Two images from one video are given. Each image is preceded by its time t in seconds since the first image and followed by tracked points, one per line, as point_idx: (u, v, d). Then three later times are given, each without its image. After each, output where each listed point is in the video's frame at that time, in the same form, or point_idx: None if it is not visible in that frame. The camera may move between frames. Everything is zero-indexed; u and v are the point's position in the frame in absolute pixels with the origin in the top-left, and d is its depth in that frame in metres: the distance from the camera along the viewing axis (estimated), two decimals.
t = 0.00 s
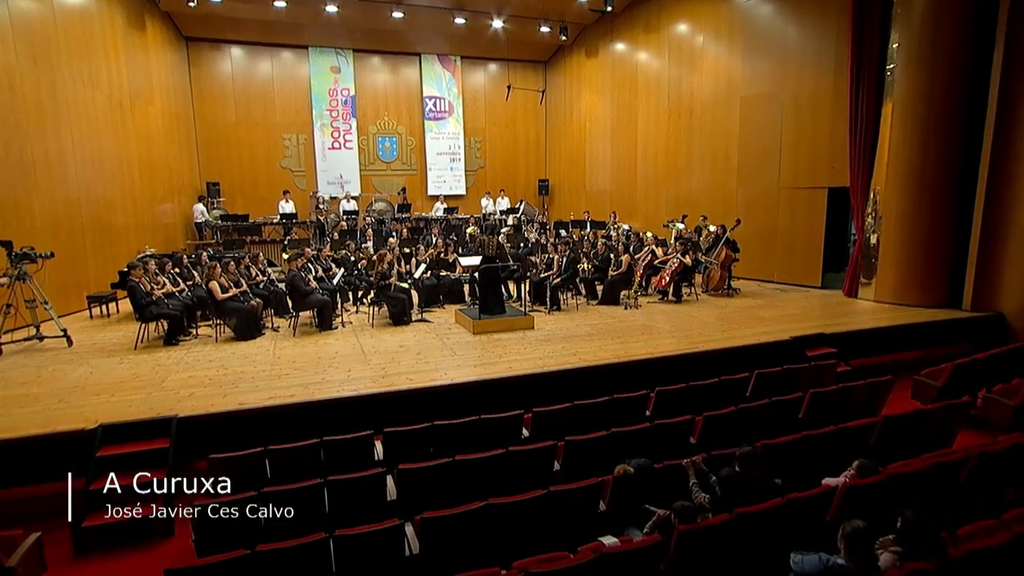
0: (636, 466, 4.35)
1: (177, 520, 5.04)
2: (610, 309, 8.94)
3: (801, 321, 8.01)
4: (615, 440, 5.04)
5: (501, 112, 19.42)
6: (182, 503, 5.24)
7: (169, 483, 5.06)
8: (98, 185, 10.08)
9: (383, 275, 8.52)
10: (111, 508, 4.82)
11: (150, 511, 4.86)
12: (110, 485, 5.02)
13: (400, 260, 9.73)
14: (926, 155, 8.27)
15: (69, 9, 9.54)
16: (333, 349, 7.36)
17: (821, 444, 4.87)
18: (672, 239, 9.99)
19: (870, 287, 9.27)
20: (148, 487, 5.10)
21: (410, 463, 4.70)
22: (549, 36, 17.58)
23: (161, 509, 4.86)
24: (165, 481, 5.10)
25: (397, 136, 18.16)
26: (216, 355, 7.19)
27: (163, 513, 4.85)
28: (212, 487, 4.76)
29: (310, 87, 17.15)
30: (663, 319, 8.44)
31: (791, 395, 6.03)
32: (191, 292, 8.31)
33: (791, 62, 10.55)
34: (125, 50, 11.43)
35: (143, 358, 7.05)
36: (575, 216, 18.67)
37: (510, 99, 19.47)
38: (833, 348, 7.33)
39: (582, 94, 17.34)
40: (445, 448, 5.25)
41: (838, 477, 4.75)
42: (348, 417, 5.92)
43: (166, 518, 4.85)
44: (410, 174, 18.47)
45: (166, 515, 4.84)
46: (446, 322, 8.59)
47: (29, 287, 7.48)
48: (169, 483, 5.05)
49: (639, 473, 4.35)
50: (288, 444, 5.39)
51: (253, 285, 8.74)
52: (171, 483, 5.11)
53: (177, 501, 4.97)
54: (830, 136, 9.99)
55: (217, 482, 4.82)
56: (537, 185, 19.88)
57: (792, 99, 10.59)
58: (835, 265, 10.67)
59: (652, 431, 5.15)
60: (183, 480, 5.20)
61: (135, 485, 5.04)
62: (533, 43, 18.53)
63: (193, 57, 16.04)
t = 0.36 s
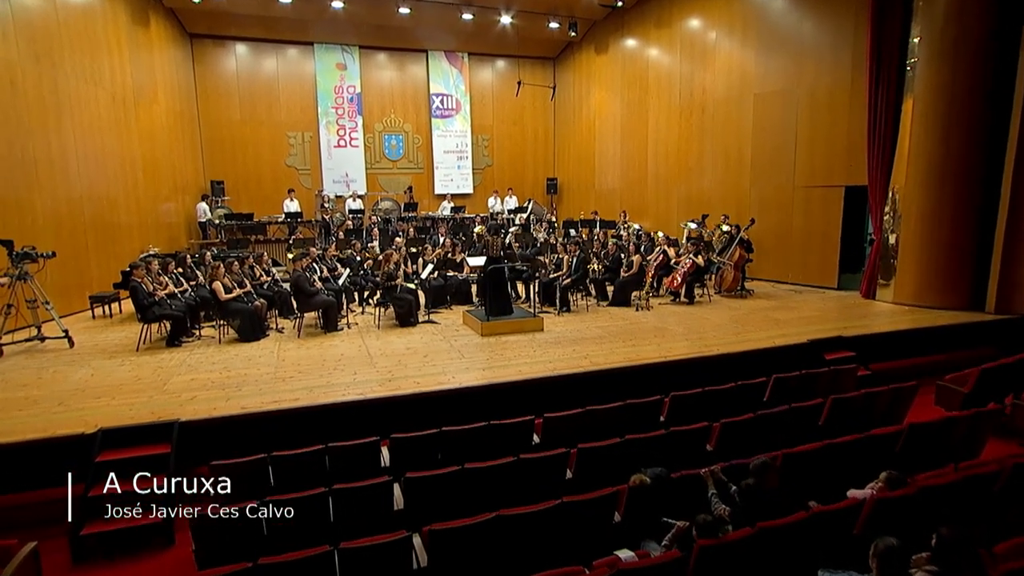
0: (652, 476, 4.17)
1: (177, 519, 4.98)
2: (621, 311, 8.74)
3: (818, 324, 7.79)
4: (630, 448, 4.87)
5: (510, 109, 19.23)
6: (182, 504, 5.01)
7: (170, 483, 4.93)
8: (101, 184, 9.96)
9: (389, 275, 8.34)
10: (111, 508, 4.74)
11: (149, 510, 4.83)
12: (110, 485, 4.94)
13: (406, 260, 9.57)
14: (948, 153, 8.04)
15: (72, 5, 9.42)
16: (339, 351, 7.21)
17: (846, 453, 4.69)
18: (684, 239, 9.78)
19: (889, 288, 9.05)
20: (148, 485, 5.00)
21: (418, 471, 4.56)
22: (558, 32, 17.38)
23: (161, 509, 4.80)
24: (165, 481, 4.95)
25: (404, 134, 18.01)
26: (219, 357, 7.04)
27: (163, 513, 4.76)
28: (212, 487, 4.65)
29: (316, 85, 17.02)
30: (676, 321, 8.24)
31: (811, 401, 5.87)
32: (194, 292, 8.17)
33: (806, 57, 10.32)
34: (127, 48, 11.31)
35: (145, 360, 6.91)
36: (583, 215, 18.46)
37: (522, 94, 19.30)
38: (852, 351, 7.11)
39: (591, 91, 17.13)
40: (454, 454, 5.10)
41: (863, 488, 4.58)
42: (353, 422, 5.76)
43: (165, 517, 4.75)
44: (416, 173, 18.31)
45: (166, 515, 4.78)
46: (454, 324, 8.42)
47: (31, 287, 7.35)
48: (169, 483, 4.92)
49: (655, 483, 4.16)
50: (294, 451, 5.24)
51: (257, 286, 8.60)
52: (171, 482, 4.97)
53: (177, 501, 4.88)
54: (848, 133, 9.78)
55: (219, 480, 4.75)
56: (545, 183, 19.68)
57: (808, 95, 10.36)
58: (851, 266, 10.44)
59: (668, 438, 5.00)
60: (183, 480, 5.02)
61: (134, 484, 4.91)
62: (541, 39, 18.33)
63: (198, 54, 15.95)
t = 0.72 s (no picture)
0: (672, 486, 4.03)
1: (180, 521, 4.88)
2: (635, 312, 8.56)
3: (839, 327, 7.58)
4: (649, 457, 4.74)
5: (521, 107, 19.05)
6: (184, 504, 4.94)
7: (169, 482, 4.84)
8: (109, 183, 9.90)
9: (399, 276, 8.21)
10: (112, 508, 4.66)
11: (150, 510, 4.75)
12: (110, 486, 4.85)
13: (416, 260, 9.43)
14: (976, 151, 7.79)
15: (81, 3, 9.36)
16: (348, 353, 7.08)
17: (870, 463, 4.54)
18: (699, 239, 9.58)
19: (911, 291, 8.82)
20: (148, 485, 4.92)
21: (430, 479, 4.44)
22: (571, 28, 17.20)
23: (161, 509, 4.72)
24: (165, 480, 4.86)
25: (413, 132, 17.90)
26: (226, 358, 6.93)
27: (163, 513, 4.65)
28: (212, 486, 4.68)
29: (325, 82, 16.93)
30: (691, 323, 8.05)
31: (833, 408, 5.72)
32: (202, 292, 8.06)
33: (827, 53, 10.10)
34: (136, 46, 11.25)
35: (152, 361, 6.82)
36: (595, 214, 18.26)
37: (533, 92, 19.12)
38: (875, 356, 6.90)
39: (603, 88, 16.93)
40: (466, 462, 4.97)
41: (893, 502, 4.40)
42: (362, 426, 5.62)
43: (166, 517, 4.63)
44: (426, 171, 18.19)
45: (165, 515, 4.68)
46: (465, 325, 8.27)
47: (37, 287, 7.27)
48: (170, 483, 4.80)
49: (675, 494, 4.03)
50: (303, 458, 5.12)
51: (265, 286, 8.49)
52: (171, 482, 4.86)
53: (178, 501, 4.76)
54: (869, 131, 9.55)
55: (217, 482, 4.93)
56: (557, 182, 19.49)
57: (828, 92, 10.14)
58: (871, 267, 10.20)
59: (688, 446, 4.84)
60: (184, 480, 4.86)
61: (134, 483, 4.86)
62: (553, 35, 18.14)
63: (207, 52, 15.91)
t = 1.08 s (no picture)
0: (694, 498, 3.98)
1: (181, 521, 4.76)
2: (649, 315, 8.37)
3: (861, 330, 7.36)
4: (667, 467, 4.63)
5: (532, 104, 18.87)
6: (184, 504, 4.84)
7: (169, 482, 4.79)
8: (117, 182, 9.84)
9: (408, 276, 8.07)
10: (112, 508, 4.57)
11: (150, 510, 4.62)
12: (111, 486, 4.74)
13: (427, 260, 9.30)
14: (1004, 150, 7.55)
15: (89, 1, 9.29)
16: (357, 356, 6.95)
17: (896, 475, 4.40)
18: (714, 240, 9.36)
19: (935, 293, 8.58)
20: (148, 486, 4.81)
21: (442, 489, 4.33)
22: (583, 24, 17.02)
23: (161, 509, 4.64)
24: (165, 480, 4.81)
25: (423, 130, 17.77)
26: (234, 360, 6.82)
27: (163, 513, 4.62)
28: (212, 487, 4.78)
29: (334, 80, 16.84)
30: (707, 326, 7.85)
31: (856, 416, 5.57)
32: (209, 293, 7.96)
33: (848, 48, 9.86)
34: (145, 45, 11.19)
35: (158, 363, 6.72)
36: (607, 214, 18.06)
37: (548, 88, 18.98)
38: (900, 361, 6.68)
39: (616, 86, 16.73)
40: (478, 470, 4.84)
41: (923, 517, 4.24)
42: (372, 431, 5.49)
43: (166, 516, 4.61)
44: (436, 170, 18.06)
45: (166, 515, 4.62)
46: (475, 327, 8.12)
47: (44, 287, 7.19)
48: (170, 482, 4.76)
49: (697, 506, 3.96)
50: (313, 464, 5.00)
51: (273, 286, 8.38)
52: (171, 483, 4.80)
53: (179, 501, 4.71)
54: (890, 129, 9.33)
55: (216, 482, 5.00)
56: (568, 181, 19.30)
57: (849, 87, 9.90)
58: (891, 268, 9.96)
59: (707, 454, 4.75)
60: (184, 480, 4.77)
61: (134, 483, 4.76)
62: (565, 32, 17.95)
63: (216, 50, 15.87)
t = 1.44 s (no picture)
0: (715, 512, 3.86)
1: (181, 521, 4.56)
2: (663, 317, 8.21)
3: (882, 333, 7.16)
4: (684, 476, 4.50)
5: (543, 102, 18.71)
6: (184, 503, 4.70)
7: (170, 482, 4.72)
8: (126, 182, 9.79)
9: (418, 278, 7.94)
10: (111, 508, 4.51)
11: (150, 511, 4.56)
12: (110, 486, 4.61)
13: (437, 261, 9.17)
14: None
15: None
16: (365, 359, 6.83)
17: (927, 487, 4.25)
18: (729, 241, 9.16)
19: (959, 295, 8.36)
20: (148, 486, 4.71)
21: (454, 499, 4.21)
22: (595, 21, 16.86)
23: (162, 510, 4.56)
24: (165, 480, 4.74)
25: (433, 129, 17.66)
26: (241, 363, 6.73)
27: (164, 513, 4.57)
28: (212, 486, 4.75)
29: (343, 79, 16.76)
30: (723, 329, 7.66)
31: (882, 424, 5.39)
32: (217, 294, 7.92)
33: (868, 44, 9.65)
34: (153, 44, 11.14)
35: (165, 365, 6.64)
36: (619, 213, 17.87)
37: (562, 86, 18.83)
38: (924, 366, 6.48)
39: (628, 84, 16.54)
40: (491, 478, 4.73)
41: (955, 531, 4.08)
42: (382, 437, 5.37)
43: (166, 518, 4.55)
44: (446, 169, 17.95)
45: (167, 515, 4.58)
46: (486, 330, 7.99)
47: (52, 288, 7.13)
48: (169, 483, 4.73)
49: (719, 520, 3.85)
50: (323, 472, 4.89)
51: (281, 287, 8.29)
52: (172, 483, 4.74)
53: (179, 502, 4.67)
54: (911, 128, 9.12)
55: (218, 482, 4.83)
56: (580, 180, 19.13)
57: (869, 85, 9.68)
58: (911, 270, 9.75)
59: (727, 463, 4.61)
60: (183, 479, 4.71)
61: (134, 484, 4.66)
62: (577, 29, 17.78)
63: (224, 48, 15.82)
